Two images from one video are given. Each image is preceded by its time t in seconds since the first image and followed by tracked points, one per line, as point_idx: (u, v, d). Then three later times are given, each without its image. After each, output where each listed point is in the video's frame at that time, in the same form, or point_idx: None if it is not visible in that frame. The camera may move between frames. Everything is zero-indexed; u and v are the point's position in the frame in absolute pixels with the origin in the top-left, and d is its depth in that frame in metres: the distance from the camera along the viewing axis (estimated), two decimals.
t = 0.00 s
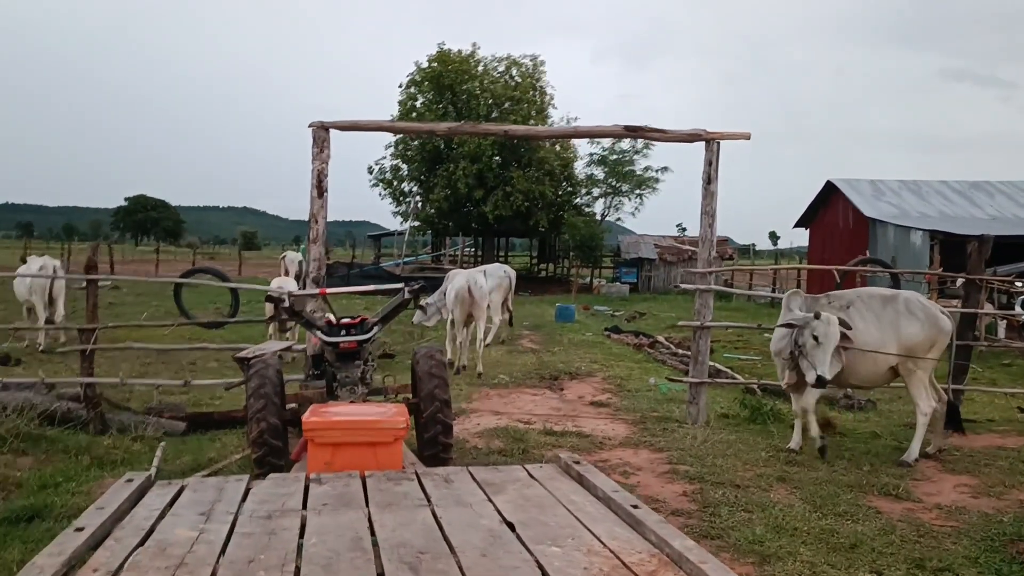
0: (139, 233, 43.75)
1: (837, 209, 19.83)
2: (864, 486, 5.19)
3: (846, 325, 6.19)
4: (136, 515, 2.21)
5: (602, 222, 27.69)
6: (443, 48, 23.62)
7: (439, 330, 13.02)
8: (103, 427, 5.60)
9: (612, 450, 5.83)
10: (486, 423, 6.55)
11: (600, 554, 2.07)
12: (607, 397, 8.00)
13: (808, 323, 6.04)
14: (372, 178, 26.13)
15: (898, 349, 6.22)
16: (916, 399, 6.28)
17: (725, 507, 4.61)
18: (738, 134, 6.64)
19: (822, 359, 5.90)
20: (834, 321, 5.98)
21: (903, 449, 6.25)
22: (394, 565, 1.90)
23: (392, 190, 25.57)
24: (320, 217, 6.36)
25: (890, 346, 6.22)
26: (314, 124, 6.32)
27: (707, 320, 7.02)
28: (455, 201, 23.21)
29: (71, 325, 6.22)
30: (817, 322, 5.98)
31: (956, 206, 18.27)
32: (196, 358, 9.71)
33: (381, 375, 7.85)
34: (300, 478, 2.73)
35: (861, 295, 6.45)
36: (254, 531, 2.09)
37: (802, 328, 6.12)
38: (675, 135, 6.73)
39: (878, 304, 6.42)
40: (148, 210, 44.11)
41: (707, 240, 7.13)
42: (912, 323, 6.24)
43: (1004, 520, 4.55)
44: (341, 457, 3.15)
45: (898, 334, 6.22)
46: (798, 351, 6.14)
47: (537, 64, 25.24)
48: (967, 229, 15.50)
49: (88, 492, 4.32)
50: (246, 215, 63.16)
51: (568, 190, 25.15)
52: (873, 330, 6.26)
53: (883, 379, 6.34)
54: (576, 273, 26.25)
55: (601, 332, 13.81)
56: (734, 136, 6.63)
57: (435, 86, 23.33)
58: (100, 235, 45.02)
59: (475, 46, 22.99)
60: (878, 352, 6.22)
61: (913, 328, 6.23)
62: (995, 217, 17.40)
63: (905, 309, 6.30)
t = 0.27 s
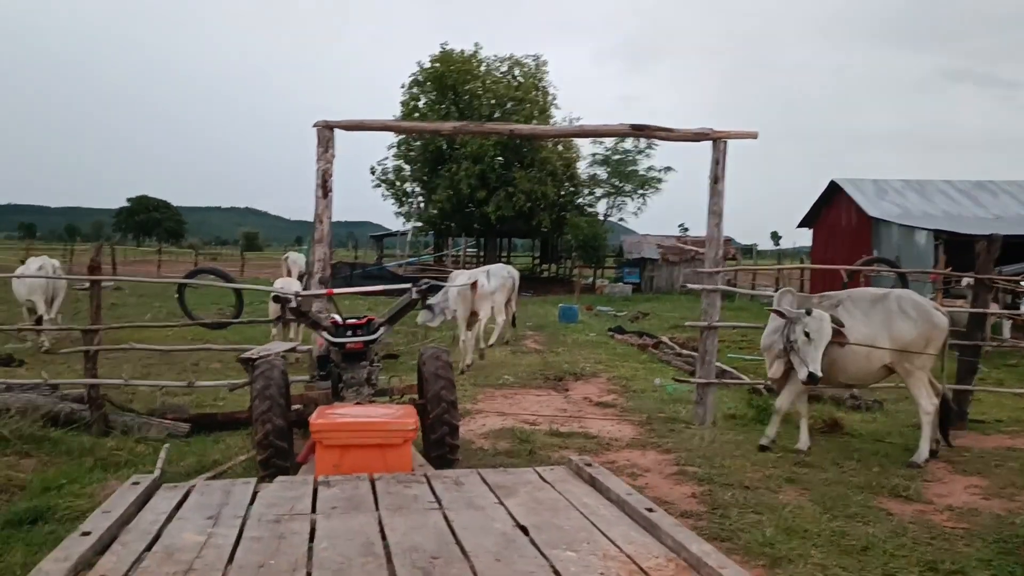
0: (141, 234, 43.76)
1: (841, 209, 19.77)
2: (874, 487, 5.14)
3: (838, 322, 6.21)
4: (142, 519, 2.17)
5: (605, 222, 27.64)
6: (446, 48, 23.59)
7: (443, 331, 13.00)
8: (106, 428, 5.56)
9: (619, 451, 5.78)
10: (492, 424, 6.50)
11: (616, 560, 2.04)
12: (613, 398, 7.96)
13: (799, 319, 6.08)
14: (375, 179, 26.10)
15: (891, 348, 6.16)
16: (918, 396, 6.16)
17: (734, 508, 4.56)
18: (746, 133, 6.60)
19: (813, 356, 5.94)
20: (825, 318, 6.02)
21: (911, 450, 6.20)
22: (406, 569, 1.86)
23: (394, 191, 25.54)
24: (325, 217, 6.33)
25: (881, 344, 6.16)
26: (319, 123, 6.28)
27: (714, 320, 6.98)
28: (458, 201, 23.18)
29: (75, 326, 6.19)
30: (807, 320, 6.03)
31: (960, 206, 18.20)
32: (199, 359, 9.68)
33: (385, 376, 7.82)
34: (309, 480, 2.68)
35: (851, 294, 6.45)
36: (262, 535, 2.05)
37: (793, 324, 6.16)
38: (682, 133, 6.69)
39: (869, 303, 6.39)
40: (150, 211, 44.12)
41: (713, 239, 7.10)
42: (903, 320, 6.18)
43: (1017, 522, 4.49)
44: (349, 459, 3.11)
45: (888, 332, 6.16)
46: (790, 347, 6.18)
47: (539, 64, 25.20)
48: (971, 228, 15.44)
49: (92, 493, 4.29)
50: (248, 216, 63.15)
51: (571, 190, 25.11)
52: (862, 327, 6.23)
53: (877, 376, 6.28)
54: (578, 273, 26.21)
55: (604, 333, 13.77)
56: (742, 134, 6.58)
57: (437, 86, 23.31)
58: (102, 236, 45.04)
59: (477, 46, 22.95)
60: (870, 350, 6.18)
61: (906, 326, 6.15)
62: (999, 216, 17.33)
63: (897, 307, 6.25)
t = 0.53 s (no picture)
0: (143, 235, 43.82)
1: (843, 209, 19.73)
2: (876, 487, 5.12)
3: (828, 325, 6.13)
4: (138, 517, 2.17)
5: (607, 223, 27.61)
6: (448, 49, 23.59)
7: (445, 332, 12.99)
8: (107, 428, 5.56)
9: (620, 451, 5.77)
10: (493, 424, 6.49)
11: (613, 557, 2.03)
12: (614, 398, 7.95)
13: (785, 331, 6.02)
14: (377, 180, 26.11)
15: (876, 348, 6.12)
16: (909, 397, 6.09)
17: (735, 508, 4.55)
18: (747, 133, 6.59)
19: (800, 370, 5.94)
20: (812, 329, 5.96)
21: (913, 450, 6.18)
22: (403, 567, 1.86)
23: (396, 192, 25.55)
24: (326, 217, 6.32)
25: (866, 345, 6.13)
26: (320, 123, 6.28)
27: (715, 320, 6.97)
28: (460, 202, 23.18)
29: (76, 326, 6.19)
30: (793, 332, 5.98)
31: (963, 206, 18.16)
32: (200, 359, 9.68)
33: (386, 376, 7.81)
34: (307, 479, 2.68)
35: (836, 294, 6.45)
36: (259, 533, 2.05)
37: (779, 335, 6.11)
38: (684, 133, 6.68)
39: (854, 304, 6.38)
40: (153, 212, 44.17)
41: (715, 239, 7.08)
42: (888, 321, 6.14)
43: (1019, 522, 4.48)
44: (348, 458, 3.11)
45: (872, 333, 6.13)
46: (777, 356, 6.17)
47: (541, 64, 25.19)
48: (974, 229, 15.41)
49: (92, 493, 4.29)
50: (250, 218, 63.19)
51: (573, 191, 25.09)
52: (846, 327, 6.21)
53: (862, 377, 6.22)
54: (580, 274, 26.18)
55: (606, 334, 13.75)
56: (743, 134, 6.57)
57: (439, 87, 23.32)
58: (105, 237, 45.08)
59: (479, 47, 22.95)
60: (855, 350, 6.13)
61: (890, 327, 6.12)
62: (1002, 217, 17.28)
63: (881, 308, 6.23)
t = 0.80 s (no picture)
0: (148, 238, 43.95)
1: (847, 213, 19.70)
2: (877, 493, 5.10)
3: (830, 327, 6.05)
4: (131, 521, 2.17)
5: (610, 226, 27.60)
6: (451, 53, 23.61)
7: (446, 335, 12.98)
8: (108, 430, 5.57)
9: (620, 456, 5.76)
10: (493, 428, 6.49)
11: (607, 563, 2.02)
12: (615, 402, 7.93)
13: (799, 334, 5.87)
14: (380, 183, 26.15)
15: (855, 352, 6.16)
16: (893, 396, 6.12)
17: (735, 513, 4.53)
18: (749, 136, 6.58)
19: (814, 374, 5.80)
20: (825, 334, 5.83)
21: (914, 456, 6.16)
22: (395, 572, 1.86)
23: (399, 195, 25.57)
24: (327, 219, 6.33)
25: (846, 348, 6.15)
26: (321, 126, 6.28)
27: (716, 324, 6.95)
28: (463, 205, 23.20)
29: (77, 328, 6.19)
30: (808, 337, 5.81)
31: (967, 211, 18.11)
32: (202, 362, 9.70)
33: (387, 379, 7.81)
34: (303, 482, 2.68)
35: (820, 298, 6.52)
36: (251, 537, 2.05)
37: (792, 338, 5.95)
38: (685, 136, 6.67)
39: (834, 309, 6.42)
40: (157, 214, 44.30)
41: (716, 242, 7.07)
42: (867, 327, 6.20)
43: (1020, 528, 4.45)
44: (345, 462, 3.11)
45: (854, 336, 6.16)
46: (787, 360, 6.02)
47: (545, 68, 25.20)
48: (977, 233, 15.37)
49: (91, 495, 4.29)
50: (255, 221, 63.31)
51: (576, 195, 25.09)
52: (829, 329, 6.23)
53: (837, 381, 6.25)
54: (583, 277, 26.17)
55: (608, 337, 13.74)
56: (745, 138, 6.56)
57: (443, 90, 23.35)
58: (109, 239, 45.19)
59: (483, 50, 22.97)
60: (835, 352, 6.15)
61: (869, 333, 6.18)
62: (1007, 221, 17.24)
63: (860, 313, 6.29)
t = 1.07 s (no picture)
0: (144, 239, 43.84)
1: (842, 219, 19.73)
2: (868, 499, 5.10)
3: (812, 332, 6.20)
4: (113, 525, 2.16)
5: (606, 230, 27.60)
6: (448, 55, 23.60)
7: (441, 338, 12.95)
8: (98, 432, 5.53)
9: (612, 460, 5.76)
10: (485, 431, 6.48)
11: (592, 569, 2.01)
12: (608, 406, 7.92)
13: (795, 341, 5.89)
14: (377, 185, 26.12)
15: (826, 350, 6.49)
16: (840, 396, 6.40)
17: (725, 518, 4.53)
18: (743, 141, 6.58)
19: (807, 381, 5.85)
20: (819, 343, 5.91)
21: (906, 462, 6.16)
22: None
23: (395, 197, 25.55)
24: (320, 221, 6.31)
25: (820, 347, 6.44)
26: (315, 127, 6.28)
27: (709, 328, 6.95)
28: (459, 208, 23.19)
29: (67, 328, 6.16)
30: (806, 345, 5.85)
31: (962, 217, 18.16)
32: (195, 363, 9.67)
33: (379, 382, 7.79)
34: (289, 485, 2.67)
35: (790, 301, 6.78)
36: (234, 541, 2.05)
37: (786, 345, 5.97)
38: (679, 140, 6.67)
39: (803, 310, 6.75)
40: (153, 215, 44.17)
41: (710, 247, 7.07)
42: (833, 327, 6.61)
43: (1011, 535, 4.45)
44: (331, 464, 3.11)
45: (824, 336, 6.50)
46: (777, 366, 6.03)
47: (541, 71, 25.21)
48: (971, 239, 15.42)
49: (78, 497, 4.26)
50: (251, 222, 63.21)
51: (572, 199, 25.09)
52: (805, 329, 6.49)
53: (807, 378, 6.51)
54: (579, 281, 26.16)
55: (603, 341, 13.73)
56: (739, 142, 6.57)
57: (440, 93, 23.34)
58: (105, 239, 45.08)
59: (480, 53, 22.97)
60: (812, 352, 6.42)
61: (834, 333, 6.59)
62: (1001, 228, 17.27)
63: (827, 315, 6.67)
